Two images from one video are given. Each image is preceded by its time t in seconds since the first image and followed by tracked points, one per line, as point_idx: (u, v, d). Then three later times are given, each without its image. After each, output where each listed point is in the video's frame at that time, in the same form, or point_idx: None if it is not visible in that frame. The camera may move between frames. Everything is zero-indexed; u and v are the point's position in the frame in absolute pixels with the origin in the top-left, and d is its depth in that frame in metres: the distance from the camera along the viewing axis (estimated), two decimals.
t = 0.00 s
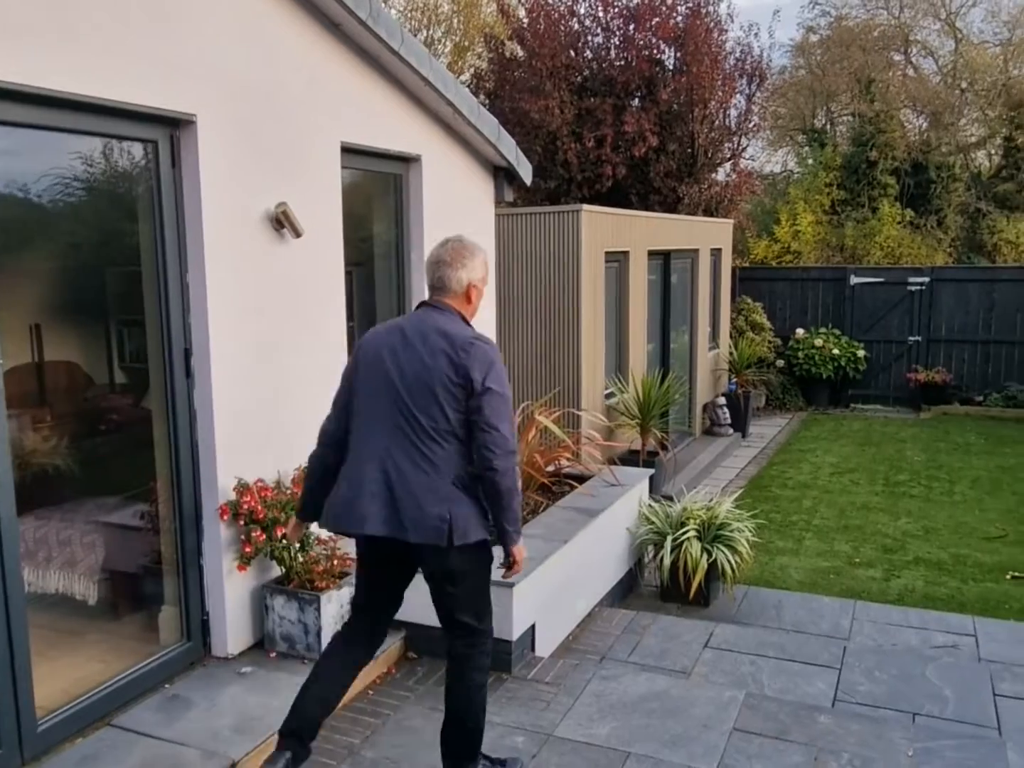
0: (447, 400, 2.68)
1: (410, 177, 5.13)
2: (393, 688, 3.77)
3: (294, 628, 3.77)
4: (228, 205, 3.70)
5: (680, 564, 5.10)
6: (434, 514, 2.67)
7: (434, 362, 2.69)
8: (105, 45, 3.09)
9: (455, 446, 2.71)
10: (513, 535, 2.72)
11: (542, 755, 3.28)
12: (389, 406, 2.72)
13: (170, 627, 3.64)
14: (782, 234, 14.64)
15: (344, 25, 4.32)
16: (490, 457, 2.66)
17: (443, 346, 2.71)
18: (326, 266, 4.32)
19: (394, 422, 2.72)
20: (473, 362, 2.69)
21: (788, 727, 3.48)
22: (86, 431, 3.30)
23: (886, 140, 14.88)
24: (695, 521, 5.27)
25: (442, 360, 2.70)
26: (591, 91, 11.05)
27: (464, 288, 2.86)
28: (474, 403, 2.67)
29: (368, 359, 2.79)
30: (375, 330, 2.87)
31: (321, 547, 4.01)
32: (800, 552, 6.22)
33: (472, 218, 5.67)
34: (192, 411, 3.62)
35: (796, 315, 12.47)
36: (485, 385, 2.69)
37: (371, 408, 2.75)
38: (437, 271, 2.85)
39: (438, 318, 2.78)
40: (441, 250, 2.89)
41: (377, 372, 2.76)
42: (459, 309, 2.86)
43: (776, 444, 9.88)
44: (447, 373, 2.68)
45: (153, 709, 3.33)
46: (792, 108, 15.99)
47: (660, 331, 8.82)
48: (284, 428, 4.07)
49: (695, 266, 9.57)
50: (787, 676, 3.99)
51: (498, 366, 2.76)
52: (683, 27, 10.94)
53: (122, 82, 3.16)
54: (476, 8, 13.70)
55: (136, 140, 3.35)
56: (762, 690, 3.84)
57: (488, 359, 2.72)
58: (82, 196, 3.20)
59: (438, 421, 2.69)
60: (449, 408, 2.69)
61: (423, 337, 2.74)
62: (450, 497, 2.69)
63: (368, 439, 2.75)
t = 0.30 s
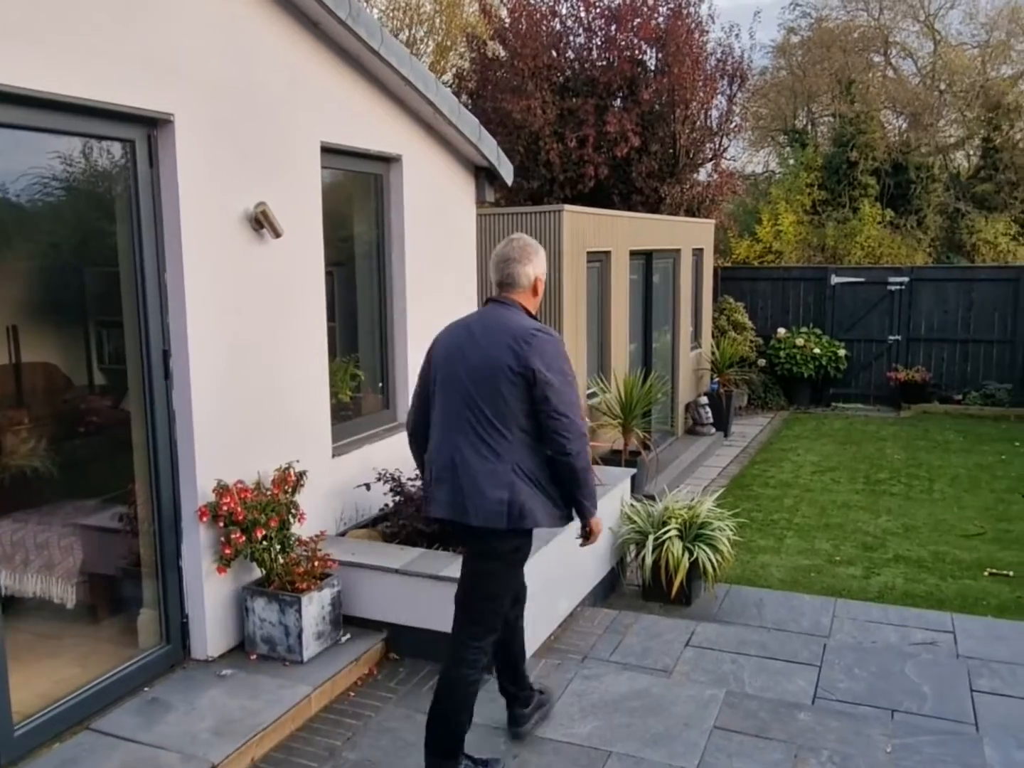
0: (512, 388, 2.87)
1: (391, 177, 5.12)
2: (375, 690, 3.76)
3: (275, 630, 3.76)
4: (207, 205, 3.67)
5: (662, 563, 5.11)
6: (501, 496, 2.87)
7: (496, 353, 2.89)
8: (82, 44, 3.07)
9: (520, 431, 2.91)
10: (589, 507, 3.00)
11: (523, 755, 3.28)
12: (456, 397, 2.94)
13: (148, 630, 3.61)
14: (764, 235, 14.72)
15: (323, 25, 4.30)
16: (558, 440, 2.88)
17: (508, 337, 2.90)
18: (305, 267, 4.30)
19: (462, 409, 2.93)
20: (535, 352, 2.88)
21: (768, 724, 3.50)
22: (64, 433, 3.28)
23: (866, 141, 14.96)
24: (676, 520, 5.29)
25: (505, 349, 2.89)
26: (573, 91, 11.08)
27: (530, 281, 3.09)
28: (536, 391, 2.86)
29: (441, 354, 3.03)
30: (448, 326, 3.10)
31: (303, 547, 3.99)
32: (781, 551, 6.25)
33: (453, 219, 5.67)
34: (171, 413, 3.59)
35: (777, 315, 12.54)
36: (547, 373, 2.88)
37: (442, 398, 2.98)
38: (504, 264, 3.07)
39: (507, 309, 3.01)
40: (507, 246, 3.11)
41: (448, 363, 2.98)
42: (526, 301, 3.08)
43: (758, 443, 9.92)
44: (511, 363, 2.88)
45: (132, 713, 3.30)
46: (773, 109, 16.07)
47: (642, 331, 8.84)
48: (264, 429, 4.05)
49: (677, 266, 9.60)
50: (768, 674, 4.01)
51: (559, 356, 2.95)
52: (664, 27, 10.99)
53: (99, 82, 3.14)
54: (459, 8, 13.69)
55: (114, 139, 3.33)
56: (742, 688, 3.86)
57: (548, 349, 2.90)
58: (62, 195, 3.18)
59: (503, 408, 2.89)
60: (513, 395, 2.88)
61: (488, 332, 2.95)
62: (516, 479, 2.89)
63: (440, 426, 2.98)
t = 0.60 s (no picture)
0: (567, 379, 3.18)
1: (372, 178, 5.10)
2: (356, 692, 3.76)
3: (256, 633, 3.74)
4: (186, 206, 3.65)
5: (644, 563, 5.13)
6: (562, 478, 3.17)
7: (554, 349, 3.21)
8: (60, 43, 3.05)
9: (576, 419, 3.20)
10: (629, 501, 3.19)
11: (504, 756, 3.28)
12: (521, 389, 3.28)
13: (127, 634, 3.58)
14: (746, 235, 14.79)
15: (303, 25, 4.29)
16: (605, 427, 3.14)
17: (563, 334, 3.22)
18: (286, 268, 4.28)
19: (525, 401, 3.26)
20: (588, 346, 3.18)
21: (749, 723, 3.52)
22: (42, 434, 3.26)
23: (847, 143, 15.04)
24: (658, 521, 5.31)
25: (561, 344, 3.21)
26: (556, 93, 11.09)
27: (589, 284, 3.40)
28: (590, 380, 3.15)
29: (511, 353, 3.38)
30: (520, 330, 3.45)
31: (284, 549, 3.98)
32: (762, 551, 6.28)
33: (435, 220, 5.66)
34: (151, 416, 3.57)
35: (759, 316, 12.60)
36: (597, 366, 3.16)
37: (511, 392, 3.33)
38: (565, 270, 3.39)
39: (569, 309, 3.33)
40: (566, 254, 3.43)
41: (513, 361, 3.33)
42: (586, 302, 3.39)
43: (740, 443, 9.97)
44: (567, 356, 3.19)
45: (110, 717, 3.28)
46: (755, 110, 16.16)
47: (625, 331, 8.86)
48: (244, 431, 4.03)
49: (659, 267, 9.62)
50: (749, 673, 4.03)
51: (612, 351, 3.23)
52: (646, 29, 11.01)
53: (78, 82, 3.12)
54: (442, 9, 13.68)
55: (93, 140, 3.31)
56: (723, 688, 3.87)
57: (600, 344, 3.19)
58: (40, 196, 3.16)
59: (562, 398, 3.19)
60: (570, 387, 3.19)
61: (548, 330, 3.27)
62: (576, 463, 3.19)
63: (508, 418, 3.32)
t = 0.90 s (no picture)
0: (610, 364, 3.46)
1: (355, 179, 5.09)
2: (339, 695, 3.74)
3: (238, 636, 3.72)
4: (167, 207, 3.64)
5: (627, 564, 5.16)
6: (602, 455, 3.49)
7: (601, 336, 3.49)
8: (40, 42, 3.03)
9: (618, 403, 3.48)
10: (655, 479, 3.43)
11: (488, 758, 3.28)
12: (571, 370, 3.59)
13: (108, 638, 3.56)
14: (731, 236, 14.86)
15: (285, 26, 4.28)
16: (638, 411, 3.39)
17: (608, 325, 3.49)
18: (268, 269, 4.27)
19: (573, 385, 3.58)
20: (631, 334, 3.43)
21: (732, 723, 3.53)
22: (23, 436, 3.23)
23: (830, 145, 15.14)
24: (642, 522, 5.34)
25: (605, 334, 3.48)
26: (540, 94, 11.11)
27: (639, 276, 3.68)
28: (630, 368, 3.41)
29: (565, 337, 3.66)
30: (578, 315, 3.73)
31: (267, 552, 3.96)
32: (746, 551, 6.31)
33: (418, 221, 5.65)
34: (132, 418, 3.55)
35: (743, 316, 12.66)
36: (637, 353, 3.40)
37: (564, 372, 3.63)
38: (618, 262, 3.66)
39: (616, 298, 3.59)
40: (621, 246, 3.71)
41: (563, 347, 3.63)
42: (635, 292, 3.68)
43: (724, 443, 10.01)
44: (612, 344, 3.46)
45: (91, 723, 3.25)
46: (739, 112, 16.22)
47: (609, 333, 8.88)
48: (225, 433, 4.01)
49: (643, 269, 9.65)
50: (731, 673, 4.05)
51: (654, 340, 3.46)
52: (630, 31, 11.05)
53: (57, 82, 3.10)
54: (425, 10, 13.66)
55: (73, 140, 3.29)
56: (706, 688, 3.88)
57: (643, 333, 3.43)
58: (21, 196, 3.14)
59: (606, 383, 3.49)
60: (613, 373, 3.47)
61: (598, 317, 3.54)
62: (613, 440, 3.48)
63: (560, 399, 3.66)
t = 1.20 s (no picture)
0: (676, 394, 3.70)
1: (339, 181, 5.09)
2: (323, 698, 3.74)
3: (221, 640, 3.70)
4: (149, 211, 3.62)
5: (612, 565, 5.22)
6: (669, 479, 3.71)
7: (666, 367, 3.72)
8: (18, 43, 3.00)
9: (682, 430, 3.72)
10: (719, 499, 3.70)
11: (472, 760, 3.28)
12: (632, 398, 3.80)
13: (90, 643, 3.53)
14: (715, 238, 15.28)
15: (268, 27, 4.26)
16: (706, 439, 3.65)
17: (672, 356, 3.72)
18: (251, 272, 4.26)
19: (636, 414, 3.79)
20: (695, 367, 3.68)
21: (715, 724, 3.54)
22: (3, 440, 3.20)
23: (813, 147, 15.24)
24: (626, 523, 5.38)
25: (672, 366, 3.71)
26: (524, 96, 11.11)
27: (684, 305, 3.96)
28: (697, 398, 3.66)
29: (620, 366, 3.88)
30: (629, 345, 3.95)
31: (250, 555, 3.94)
32: (730, 551, 6.34)
33: (402, 223, 5.64)
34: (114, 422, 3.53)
35: (727, 317, 12.70)
36: (704, 384, 3.66)
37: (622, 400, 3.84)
38: (669, 295, 3.89)
39: (670, 332, 3.83)
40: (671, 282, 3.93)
41: (623, 378, 3.83)
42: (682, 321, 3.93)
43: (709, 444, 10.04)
44: (679, 376, 3.69)
45: (73, 728, 3.23)
46: (723, 114, 16.28)
47: (594, 334, 8.90)
48: (208, 436, 4.00)
49: (628, 271, 9.67)
50: (715, 674, 4.06)
51: (714, 370, 3.72)
52: (614, 33, 11.07)
53: (36, 82, 3.07)
54: (410, 12, 13.65)
55: (53, 142, 3.27)
56: (691, 688, 3.90)
57: (707, 366, 3.68)
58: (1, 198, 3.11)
59: (672, 412, 3.72)
60: (680, 402, 3.70)
61: (660, 350, 3.77)
62: (677, 465, 3.72)
63: (619, 427, 3.85)
